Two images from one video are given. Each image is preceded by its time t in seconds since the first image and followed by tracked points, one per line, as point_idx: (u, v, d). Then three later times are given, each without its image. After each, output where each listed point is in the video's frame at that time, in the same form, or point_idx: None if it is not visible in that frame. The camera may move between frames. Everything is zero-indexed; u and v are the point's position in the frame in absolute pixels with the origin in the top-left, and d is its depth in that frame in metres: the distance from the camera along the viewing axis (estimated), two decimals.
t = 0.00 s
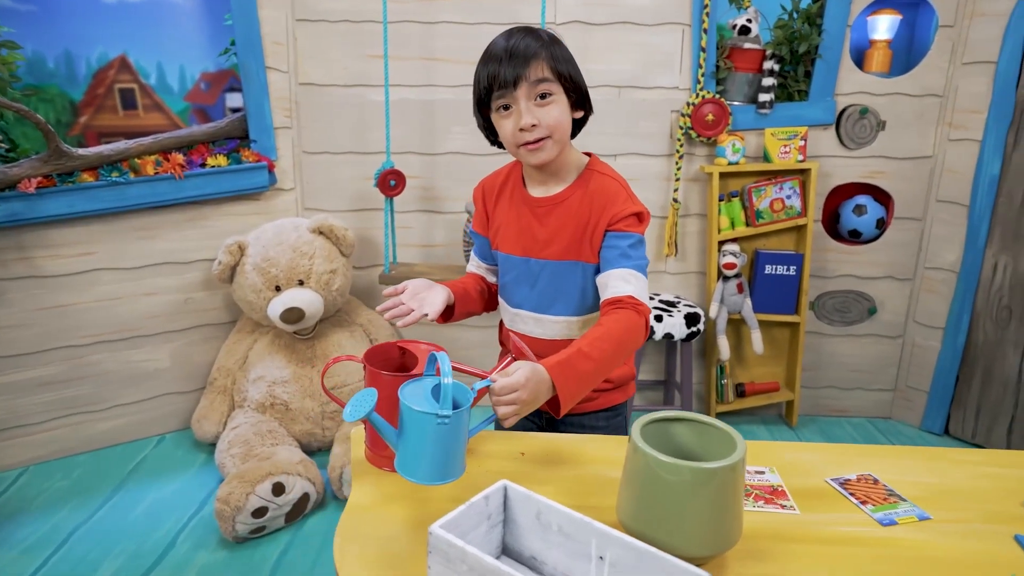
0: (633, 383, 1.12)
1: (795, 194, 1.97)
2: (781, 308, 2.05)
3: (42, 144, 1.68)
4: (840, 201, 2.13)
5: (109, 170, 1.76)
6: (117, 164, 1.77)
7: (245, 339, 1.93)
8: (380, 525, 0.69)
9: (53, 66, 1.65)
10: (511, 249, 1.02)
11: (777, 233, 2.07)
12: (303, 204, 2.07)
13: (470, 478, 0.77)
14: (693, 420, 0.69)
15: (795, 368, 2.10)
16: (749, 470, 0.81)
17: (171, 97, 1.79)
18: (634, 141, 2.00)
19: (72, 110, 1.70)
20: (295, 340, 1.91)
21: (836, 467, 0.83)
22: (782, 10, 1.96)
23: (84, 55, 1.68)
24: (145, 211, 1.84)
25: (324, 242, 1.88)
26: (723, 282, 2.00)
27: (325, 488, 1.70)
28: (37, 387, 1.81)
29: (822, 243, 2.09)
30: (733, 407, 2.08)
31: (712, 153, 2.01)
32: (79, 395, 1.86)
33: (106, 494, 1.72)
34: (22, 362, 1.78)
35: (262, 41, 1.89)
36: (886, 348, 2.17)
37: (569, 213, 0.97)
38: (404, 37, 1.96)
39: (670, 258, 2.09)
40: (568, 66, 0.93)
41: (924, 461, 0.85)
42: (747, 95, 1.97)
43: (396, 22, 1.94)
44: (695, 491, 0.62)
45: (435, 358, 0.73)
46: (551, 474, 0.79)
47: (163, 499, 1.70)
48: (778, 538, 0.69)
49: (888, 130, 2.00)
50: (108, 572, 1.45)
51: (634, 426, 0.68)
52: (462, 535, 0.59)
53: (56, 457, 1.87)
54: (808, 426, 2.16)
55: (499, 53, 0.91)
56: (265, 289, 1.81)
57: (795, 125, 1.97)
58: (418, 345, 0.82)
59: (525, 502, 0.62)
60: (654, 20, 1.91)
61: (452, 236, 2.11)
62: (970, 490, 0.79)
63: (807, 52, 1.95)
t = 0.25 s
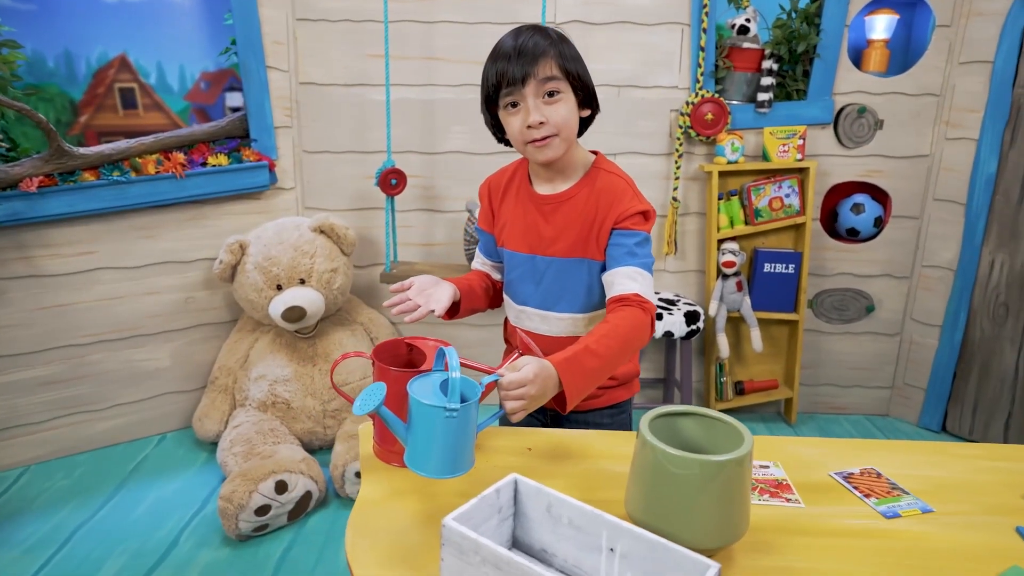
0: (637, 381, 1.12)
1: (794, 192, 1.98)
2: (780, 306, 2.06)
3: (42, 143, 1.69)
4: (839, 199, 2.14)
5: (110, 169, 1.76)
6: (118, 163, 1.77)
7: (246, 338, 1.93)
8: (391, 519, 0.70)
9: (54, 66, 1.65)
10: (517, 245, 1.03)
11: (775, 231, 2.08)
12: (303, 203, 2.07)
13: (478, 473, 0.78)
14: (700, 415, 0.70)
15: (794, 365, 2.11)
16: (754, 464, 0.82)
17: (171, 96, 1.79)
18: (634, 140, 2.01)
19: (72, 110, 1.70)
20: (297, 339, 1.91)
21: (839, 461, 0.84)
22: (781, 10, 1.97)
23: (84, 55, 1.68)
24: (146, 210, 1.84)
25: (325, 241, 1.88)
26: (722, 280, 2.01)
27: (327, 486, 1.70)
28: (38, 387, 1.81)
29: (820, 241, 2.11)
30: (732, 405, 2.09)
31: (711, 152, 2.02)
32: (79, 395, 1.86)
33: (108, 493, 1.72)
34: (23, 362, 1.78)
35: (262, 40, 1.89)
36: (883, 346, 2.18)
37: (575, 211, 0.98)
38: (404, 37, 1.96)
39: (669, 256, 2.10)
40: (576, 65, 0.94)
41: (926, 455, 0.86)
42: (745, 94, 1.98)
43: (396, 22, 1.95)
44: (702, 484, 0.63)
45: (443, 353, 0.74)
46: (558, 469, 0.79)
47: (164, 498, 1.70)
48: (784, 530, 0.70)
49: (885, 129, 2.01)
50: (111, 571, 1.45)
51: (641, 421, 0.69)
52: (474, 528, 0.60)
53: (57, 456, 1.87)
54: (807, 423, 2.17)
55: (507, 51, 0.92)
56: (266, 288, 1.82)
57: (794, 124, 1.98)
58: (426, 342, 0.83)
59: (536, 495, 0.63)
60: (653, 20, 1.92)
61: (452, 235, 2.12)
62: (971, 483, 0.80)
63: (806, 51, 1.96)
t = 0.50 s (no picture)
0: (639, 378, 1.13)
1: (790, 192, 2.00)
2: (778, 304, 2.08)
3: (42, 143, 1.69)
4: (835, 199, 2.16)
5: (110, 169, 1.76)
6: (118, 163, 1.77)
7: (246, 338, 1.94)
8: (398, 514, 0.71)
9: (53, 66, 1.65)
10: (522, 243, 1.04)
11: (773, 231, 2.10)
12: (303, 203, 2.07)
13: (484, 469, 0.79)
14: (702, 410, 0.71)
15: (791, 364, 2.13)
16: (755, 459, 0.83)
17: (170, 96, 1.79)
18: (632, 140, 2.02)
19: (72, 110, 1.70)
20: (297, 338, 1.92)
21: (839, 456, 0.85)
22: (778, 11, 1.98)
23: (84, 55, 1.68)
24: (146, 210, 1.85)
25: (325, 241, 1.89)
26: (720, 279, 2.03)
27: (328, 484, 1.71)
28: (38, 387, 1.81)
29: (817, 240, 2.12)
30: (730, 403, 2.10)
31: (709, 152, 2.03)
32: (80, 395, 1.87)
33: (109, 493, 1.72)
34: (23, 362, 1.78)
35: (262, 40, 1.90)
36: (880, 344, 2.20)
37: (580, 209, 0.99)
38: (404, 36, 1.97)
39: (667, 256, 2.11)
40: (582, 66, 0.96)
41: (924, 450, 0.87)
42: (743, 94, 2.00)
43: (396, 22, 1.95)
44: (705, 478, 0.64)
45: (453, 348, 0.75)
46: (563, 465, 0.80)
47: (166, 497, 1.71)
48: (785, 524, 0.71)
49: (881, 129, 2.03)
50: (113, 570, 1.46)
51: (645, 417, 0.70)
52: (482, 521, 0.61)
53: (57, 456, 1.87)
54: (804, 421, 2.19)
55: (515, 51, 0.94)
56: (266, 288, 1.82)
57: (790, 124, 2.00)
58: (431, 339, 0.84)
59: (542, 489, 0.64)
60: (651, 20, 1.93)
61: (451, 234, 2.13)
62: (969, 478, 0.81)
63: (803, 52, 1.97)
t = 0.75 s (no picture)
0: (638, 375, 1.14)
1: (785, 191, 2.02)
2: (773, 303, 2.09)
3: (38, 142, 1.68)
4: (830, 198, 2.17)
5: (107, 169, 1.76)
6: (116, 163, 1.77)
7: (244, 338, 1.94)
8: (400, 509, 0.72)
9: (49, 66, 1.65)
10: (523, 241, 1.05)
11: (768, 230, 2.11)
12: (300, 202, 2.08)
13: (484, 465, 0.79)
14: (700, 406, 0.72)
15: (786, 362, 2.14)
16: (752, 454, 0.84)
17: (166, 96, 1.80)
18: (628, 140, 2.03)
19: (68, 110, 1.70)
20: (295, 338, 1.92)
21: (834, 451, 0.86)
22: (773, 11, 2.00)
23: (80, 55, 1.68)
24: (143, 210, 1.85)
25: (322, 240, 1.89)
26: (716, 278, 2.04)
27: (326, 483, 1.71)
28: (35, 386, 1.81)
29: (812, 239, 2.14)
30: (726, 401, 2.12)
31: (704, 151, 2.05)
32: (77, 395, 1.87)
33: (107, 492, 1.72)
34: (21, 361, 1.78)
35: (259, 40, 1.90)
36: (874, 342, 2.21)
37: (581, 207, 1.00)
38: (401, 36, 1.97)
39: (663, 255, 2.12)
40: (584, 66, 0.97)
41: (918, 445, 0.88)
42: (738, 94, 2.01)
43: (392, 22, 1.96)
44: (702, 472, 0.64)
45: (455, 345, 0.76)
46: (562, 461, 0.81)
47: (164, 496, 1.71)
48: (782, 518, 0.72)
49: (875, 129, 2.04)
50: (112, 569, 1.46)
51: (643, 413, 0.71)
52: (484, 516, 0.62)
53: (54, 456, 1.87)
54: (799, 419, 2.20)
55: (518, 51, 0.95)
56: (264, 287, 1.83)
57: (785, 124, 2.01)
58: (431, 337, 0.85)
59: (542, 484, 0.65)
60: (647, 20, 1.94)
61: (448, 233, 2.14)
62: (962, 472, 0.82)
63: (797, 52, 1.98)
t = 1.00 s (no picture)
0: (632, 372, 1.15)
1: (778, 189, 2.03)
2: (767, 301, 2.10)
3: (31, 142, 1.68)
4: (823, 196, 2.18)
5: (102, 169, 1.76)
6: (110, 162, 1.77)
7: (239, 337, 1.94)
8: (396, 504, 0.72)
9: (43, 65, 1.65)
10: (518, 238, 1.06)
11: (761, 228, 2.12)
12: (295, 202, 2.08)
13: (479, 460, 0.80)
14: (693, 401, 0.73)
15: (780, 360, 2.15)
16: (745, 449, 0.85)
17: (161, 96, 1.80)
18: (622, 139, 2.04)
19: (62, 109, 1.70)
20: (290, 337, 1.92)
21: (826, 446, 0.87)
22: (765, 11, 2.01)
23: (74, 54, 1.68)
24: (138, 210, 1.85)
25: (318, 239, 1.90)
26: (710, 277, 2.05)
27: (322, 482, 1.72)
28: (30, 386, 1.80)
29: (805, 238, 2.15)
30: (720, 399, 2.13)
31: (698, 151, 2.06)
32: (72, 394, 1.86)
33: (103, 491, 1.72)
34: (16, 361, 1.78)
35: (254, 40, 1.90)
36: (867, 340, 2.23)
37: (576, 205, 1.01)
38: (395, 36, 1.98)
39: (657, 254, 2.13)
40: (581, 65, 0.98)
41: (908, 440, 0.89)
42: (732, 93, 2.02)
43: (387, 22, 1.96)
44: (696, 465, 0.65)
45: (453, 340, 0.77)
46: (557, 457, 0.82)
47: (160, 496, 1.71)
48: (773, 511, 0.73)
49: (868, 128, 2.05)
50: (107, 568, 1.46)
51: (637, 408, 0.72)
52: (479, 510, 0.63)
53: (49, 456, 1.87)
54: (793, 416, 2.21)
55: (516, 48, 0.95)
56: (259, 286, 1.83)
57: (778, 123, 2.02)
58: (425, 334, 0.85)
59: (537, 478, 0.65)
60: (641, 20, 1.95)
61: (444, 233, 2.14)
62: (952, 467, 0.83)
63: (790, 51, 2.00)
